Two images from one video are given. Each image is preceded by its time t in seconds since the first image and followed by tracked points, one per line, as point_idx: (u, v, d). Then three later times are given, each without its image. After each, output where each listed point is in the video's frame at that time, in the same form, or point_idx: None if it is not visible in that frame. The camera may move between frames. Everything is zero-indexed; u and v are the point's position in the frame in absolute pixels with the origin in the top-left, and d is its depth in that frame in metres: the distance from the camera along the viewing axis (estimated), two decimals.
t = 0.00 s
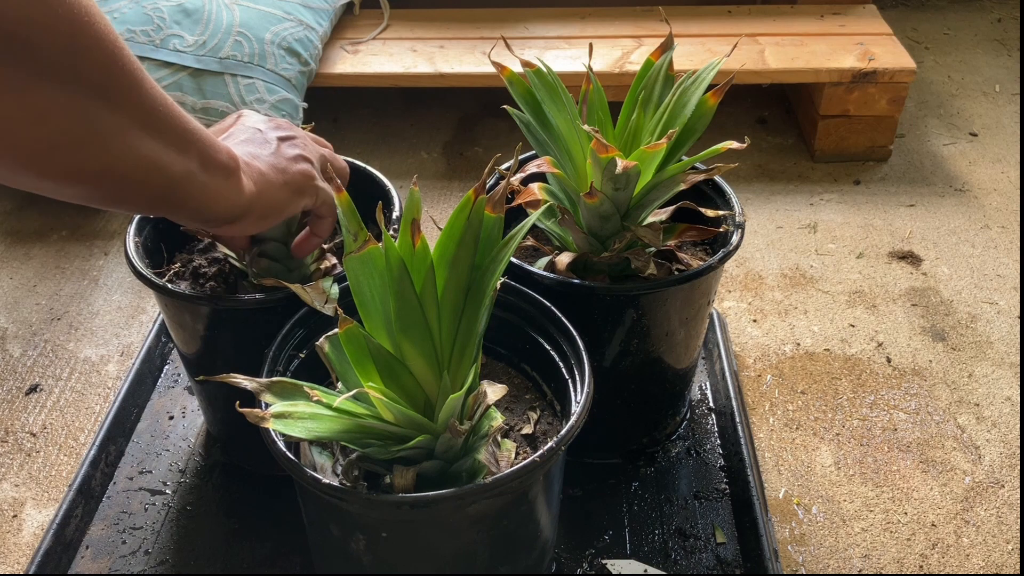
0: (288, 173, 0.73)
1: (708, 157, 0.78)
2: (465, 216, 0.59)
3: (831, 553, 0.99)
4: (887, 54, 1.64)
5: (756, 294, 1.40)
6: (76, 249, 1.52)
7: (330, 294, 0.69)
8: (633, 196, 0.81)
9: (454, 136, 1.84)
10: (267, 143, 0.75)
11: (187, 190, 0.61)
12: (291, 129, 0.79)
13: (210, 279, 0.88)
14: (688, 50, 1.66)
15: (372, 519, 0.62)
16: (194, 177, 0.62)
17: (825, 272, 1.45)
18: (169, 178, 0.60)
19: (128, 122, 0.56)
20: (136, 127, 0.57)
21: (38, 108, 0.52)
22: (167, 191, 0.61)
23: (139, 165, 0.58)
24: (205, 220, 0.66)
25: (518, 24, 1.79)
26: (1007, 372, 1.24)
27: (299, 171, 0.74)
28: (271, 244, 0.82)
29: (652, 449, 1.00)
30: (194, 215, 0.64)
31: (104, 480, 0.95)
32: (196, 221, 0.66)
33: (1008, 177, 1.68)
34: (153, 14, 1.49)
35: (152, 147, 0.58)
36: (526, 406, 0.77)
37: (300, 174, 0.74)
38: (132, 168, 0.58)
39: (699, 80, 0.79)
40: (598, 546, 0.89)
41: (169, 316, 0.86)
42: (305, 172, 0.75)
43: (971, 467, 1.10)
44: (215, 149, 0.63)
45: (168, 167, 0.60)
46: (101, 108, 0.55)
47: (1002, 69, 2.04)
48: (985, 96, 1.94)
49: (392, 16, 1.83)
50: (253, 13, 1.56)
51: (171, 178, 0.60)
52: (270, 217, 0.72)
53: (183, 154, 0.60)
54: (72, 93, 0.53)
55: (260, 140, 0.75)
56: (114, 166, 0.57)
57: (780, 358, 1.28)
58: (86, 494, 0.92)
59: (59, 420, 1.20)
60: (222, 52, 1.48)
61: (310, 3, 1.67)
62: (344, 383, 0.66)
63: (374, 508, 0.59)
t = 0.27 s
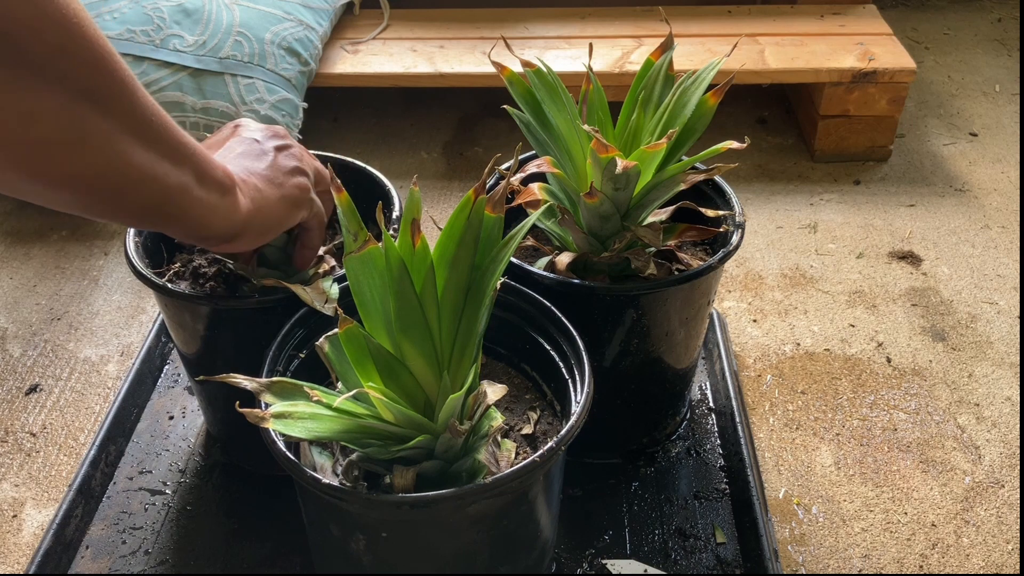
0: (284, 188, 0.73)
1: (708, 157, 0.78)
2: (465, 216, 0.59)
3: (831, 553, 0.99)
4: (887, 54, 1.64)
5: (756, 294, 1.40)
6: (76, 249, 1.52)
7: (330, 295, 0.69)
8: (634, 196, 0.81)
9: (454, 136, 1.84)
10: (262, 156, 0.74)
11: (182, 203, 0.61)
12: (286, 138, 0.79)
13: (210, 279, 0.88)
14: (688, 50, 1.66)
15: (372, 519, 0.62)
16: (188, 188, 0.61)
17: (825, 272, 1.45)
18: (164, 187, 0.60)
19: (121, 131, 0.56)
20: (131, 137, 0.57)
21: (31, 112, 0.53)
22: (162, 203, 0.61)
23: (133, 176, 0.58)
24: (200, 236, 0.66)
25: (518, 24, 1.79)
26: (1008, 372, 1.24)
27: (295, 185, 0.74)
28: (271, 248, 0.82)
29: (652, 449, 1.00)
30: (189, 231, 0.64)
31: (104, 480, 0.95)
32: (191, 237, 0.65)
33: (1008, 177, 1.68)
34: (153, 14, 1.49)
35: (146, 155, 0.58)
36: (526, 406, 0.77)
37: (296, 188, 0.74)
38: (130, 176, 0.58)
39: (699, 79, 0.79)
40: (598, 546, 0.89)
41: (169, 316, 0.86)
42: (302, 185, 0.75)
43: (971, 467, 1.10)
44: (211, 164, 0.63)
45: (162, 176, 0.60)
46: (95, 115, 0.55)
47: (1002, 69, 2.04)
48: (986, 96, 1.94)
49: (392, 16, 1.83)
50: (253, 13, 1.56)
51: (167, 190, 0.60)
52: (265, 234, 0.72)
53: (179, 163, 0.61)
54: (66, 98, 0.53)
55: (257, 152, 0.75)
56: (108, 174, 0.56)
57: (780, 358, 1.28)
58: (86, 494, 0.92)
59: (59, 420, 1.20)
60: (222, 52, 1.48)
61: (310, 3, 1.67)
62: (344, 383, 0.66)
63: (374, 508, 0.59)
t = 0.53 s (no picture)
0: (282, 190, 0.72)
1: (708, 157, 0.78)
2: (465, 216, 0.59)
3: (830, 554, 0.99)
4: (887, 54, 1.64)
5: (756, 294, 1.40)
6: (76, 249, 1.52)
7: (330, 295, 0.69)
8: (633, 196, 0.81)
9: (454, 136, 1.84)
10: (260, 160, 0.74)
11: (179, 200, 0.59)
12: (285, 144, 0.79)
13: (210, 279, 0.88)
14: (688, 50, 1.66)
15: (372, 519, 0.62)
16: (183, 186, 0.59)
17: (825, 272, 1.45)
18: (162, 187, 0.58)
19: (114, 119, 0.55)
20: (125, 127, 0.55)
21: (22, 95, 0.50)
22: (158, 203, 0.58)
23: (129, 167, 0.55)
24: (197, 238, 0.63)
25: (518, 24, 1.79)
26: (1007, 372, 1.24)
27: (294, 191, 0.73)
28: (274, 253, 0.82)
29: (652, 449, 1.00)
30: (186, 231, 0.62)
31: (104, 480, 0.95)
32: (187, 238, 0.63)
33: (1008, 177, 1.68)
34: (153, 14, 1.49)
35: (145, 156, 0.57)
36: (526, 406, 0.77)
37: (297, 195, 0.74)
38: (128, 177, 0.56)
39: (699, 80, 0.79)
40: (598, 546, 0.89)
41: (169, 316, 0.86)
42: (303, 192, 0.75)
43: (971, 467, 1.10)
44: (209, 165, 0.62)
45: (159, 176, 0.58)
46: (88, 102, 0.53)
47: (1002, 69, 2.04)
48: (986, 96, 1.94)
49: (392, 16, 1.83)
50: (253, 13, 1.56)
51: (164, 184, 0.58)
52: (263, 239, 0.70)
53: (176, 162, 0.59)
54: (58, 83, 0.52)
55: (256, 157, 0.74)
56: (102, 163, 0.54)
57: (780, 358, 1.28)
58: (86, 494, 0.92)
59: (59, 420, 1.20)
60: (222, 52, 1.48)
61: (310, 3, 1.67)
62: (344, 383, 0.66)
63: (374, 508, 0.59)
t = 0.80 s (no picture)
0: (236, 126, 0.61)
1: (708, 157, 0.78)
2: (465, 216, 0.59)
3: (831, 554, 0.99)
4: (887, 54, 1.64)
5: (756, 294, 1.40)
6: (76, 249, 1.52)
7: (331, 295, 0.69)
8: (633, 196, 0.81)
9: (454, 136, 1.84)
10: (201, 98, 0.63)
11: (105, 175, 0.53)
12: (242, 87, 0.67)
13: (211, 280, 0.89)
14: (688, 50, 1.66)
15: (372, 519, 0.62)
16: (114, 162, 0.52)
17: (825, 272, 1.45)
18: (84, 169, 0.51)
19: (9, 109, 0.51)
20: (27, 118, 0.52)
21: None
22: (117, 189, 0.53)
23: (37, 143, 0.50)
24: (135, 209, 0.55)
25: (518, 24, 1.79)
26: (1008, 372, 1.24)
27: (218, 120, 0.58)
28: (272, 251, 0.85)
29: (652, 449, 1.00)
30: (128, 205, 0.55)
31: (104, 480, 0.95)
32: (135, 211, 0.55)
33: (1008, 177, 1.68)
34: (153, 14, 1.49)
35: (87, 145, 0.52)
36: (526, 406, 0.77)
37: (224, 123, 0.59)
38: (39, 150, 0.49)
39: (699, 79, 0.79)
40: (598, 546, 0.89)
41: (169, 316, 0.86)
42: (203, 131, 0.57)
43: (971, 467, 1.10)
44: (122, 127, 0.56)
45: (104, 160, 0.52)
46: None
47: (1002, 69, 2.04)
48: (986, 96, 1.94)
49: (392, 16, 1.83)
50: (253, 13, 1.55)
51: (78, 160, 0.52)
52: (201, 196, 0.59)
53: (94, 130, 0.52)
54: None
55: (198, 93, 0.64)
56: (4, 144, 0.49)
57: (780, 358, 1.28)
58: (86, 494, 0.92)
59: (59, 420, 1.20)
60: (222, 52, 1.48)
61: (310, 3, 1.67)
62: (344, 383, 0.66)
63: (374, 508, 0.59)
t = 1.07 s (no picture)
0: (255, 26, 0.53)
1: (708, 157, 0.78)
2: (465, 216, 0.59)
3: (831, 554, 0.99)
4: (887, 54, 1.64)
5: (756, 294, 1.40)
6: (76, 249, 1.52)
7: (331, 296, 0.69)
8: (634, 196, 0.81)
9: (454, 136, 1.84)
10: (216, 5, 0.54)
11: None
12: None
13: (211, 280, 0.90)
14: (688, 50, 1.66)
15: (372, 519, 0.62)
16: None
17: (825, 272, 1.45)
18: None
19: None
20: None
21: None
22: None
23: None
24: None
25: (518, 24, 1.79)
26: (1008, 372, 1.24)
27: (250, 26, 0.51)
28: (273, 252, 0.85)
29: (652, 449, 1.00)
30: None
31: (104, 480, 0.95)
32: None
33: (1008, 177, 1.68)
34: (153, 14, 1.49)
35: None
36: (526, 406, 0.77)
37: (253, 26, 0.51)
38: None
39: (699, 79, 0.79)
40: (598, 546, 0.89)
41: (169, 316, 0.86)
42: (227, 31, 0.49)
43: (971, 467, 1.10)
44: None
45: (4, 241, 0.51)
46: None
47: (1002, 69, 2.04)
48: (986, 96, 1.94)
49: (392, 16, 1.83)
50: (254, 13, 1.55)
51: None
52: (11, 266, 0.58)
53: None
54: None
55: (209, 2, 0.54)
56: None
57: (780, 358, 1.28)
58: (86, 494, 0.92)
59: (59, 420, 1.20)
60: (222, 52, 1.48)
61: (310, 3, 1.66)
62: (344, 383, 0.66)
63: (374, 508, 0.59)
